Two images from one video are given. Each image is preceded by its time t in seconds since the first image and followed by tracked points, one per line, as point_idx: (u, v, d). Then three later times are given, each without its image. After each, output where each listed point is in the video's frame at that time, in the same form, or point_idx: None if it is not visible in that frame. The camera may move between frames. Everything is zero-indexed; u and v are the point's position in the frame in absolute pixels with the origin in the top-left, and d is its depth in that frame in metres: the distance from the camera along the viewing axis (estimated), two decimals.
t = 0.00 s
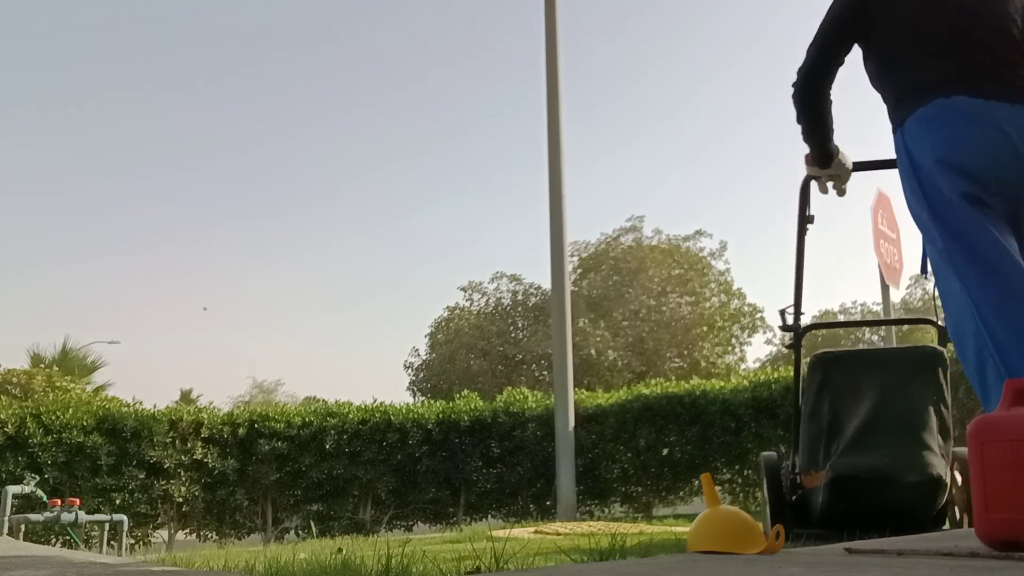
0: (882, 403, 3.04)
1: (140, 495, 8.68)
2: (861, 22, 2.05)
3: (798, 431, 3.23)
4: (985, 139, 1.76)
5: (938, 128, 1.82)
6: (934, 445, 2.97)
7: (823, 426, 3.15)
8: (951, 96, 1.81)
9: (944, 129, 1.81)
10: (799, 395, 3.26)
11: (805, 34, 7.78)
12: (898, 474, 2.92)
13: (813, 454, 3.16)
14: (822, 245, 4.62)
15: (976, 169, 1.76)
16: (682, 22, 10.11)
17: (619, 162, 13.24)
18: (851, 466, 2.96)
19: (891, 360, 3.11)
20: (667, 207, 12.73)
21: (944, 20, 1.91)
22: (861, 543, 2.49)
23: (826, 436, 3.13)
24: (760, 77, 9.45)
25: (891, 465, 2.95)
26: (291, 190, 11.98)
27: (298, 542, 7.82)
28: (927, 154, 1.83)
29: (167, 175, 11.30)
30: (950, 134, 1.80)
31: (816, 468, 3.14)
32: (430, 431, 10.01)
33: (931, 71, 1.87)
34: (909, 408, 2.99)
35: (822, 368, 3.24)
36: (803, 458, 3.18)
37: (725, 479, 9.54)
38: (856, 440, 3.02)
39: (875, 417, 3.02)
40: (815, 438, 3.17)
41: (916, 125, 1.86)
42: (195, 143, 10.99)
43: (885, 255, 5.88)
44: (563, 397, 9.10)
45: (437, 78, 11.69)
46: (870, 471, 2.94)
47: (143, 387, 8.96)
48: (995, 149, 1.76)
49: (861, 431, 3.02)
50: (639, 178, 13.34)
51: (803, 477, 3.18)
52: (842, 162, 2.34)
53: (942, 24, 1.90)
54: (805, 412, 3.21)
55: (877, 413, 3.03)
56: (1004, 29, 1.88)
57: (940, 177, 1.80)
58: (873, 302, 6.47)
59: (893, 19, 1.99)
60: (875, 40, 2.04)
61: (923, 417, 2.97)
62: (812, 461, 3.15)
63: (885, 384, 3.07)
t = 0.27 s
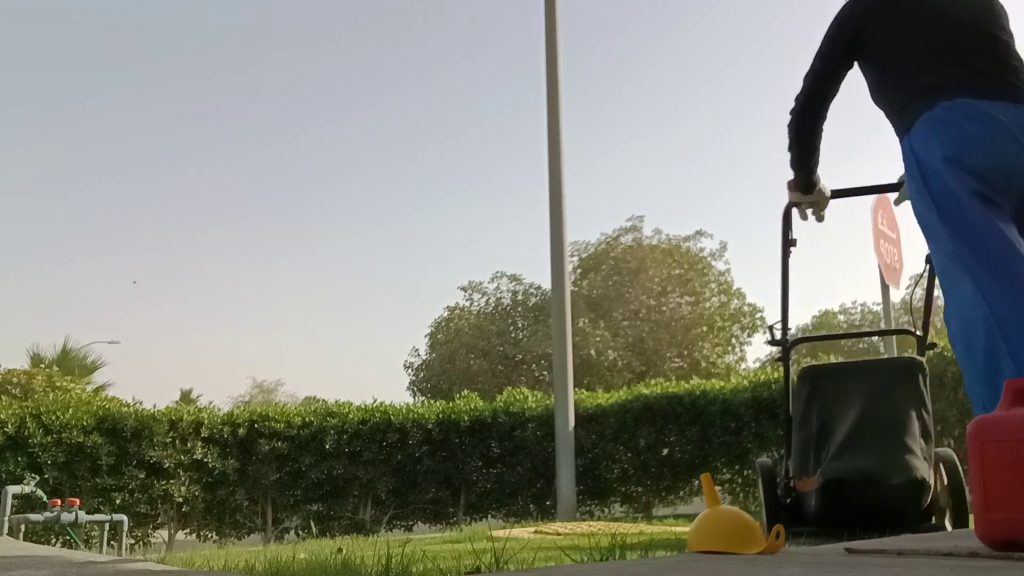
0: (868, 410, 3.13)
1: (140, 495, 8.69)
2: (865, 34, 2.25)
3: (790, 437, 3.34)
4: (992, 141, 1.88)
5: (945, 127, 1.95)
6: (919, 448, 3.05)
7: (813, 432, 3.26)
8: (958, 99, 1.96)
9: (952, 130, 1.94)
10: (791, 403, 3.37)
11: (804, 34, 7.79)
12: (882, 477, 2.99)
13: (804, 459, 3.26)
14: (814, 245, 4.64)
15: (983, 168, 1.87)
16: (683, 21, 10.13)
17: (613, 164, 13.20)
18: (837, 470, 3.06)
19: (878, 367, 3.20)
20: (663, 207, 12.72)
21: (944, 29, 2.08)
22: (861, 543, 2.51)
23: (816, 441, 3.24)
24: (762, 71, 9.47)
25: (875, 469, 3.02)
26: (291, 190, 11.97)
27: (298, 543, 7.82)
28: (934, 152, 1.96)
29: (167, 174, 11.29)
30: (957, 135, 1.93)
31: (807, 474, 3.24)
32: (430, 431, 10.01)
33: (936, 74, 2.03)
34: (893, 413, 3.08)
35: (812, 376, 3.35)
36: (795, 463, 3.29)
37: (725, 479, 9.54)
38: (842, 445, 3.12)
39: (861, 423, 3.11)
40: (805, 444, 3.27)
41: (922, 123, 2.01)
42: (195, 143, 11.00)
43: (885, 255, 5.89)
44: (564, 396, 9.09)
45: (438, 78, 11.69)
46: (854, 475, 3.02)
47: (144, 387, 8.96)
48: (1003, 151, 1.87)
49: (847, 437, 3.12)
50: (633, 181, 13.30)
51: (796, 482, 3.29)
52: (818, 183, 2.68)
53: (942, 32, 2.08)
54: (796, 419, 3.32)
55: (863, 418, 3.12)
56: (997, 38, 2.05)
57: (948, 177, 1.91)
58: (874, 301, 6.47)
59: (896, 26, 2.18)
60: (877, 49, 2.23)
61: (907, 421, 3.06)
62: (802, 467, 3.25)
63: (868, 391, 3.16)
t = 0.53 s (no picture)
0: (856, 422, 3.53)
1: (140, 495, 8.69)
2: (857, 70, 2.38)
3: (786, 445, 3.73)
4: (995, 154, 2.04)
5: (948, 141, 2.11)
6: (903, 456, 3.45)
7: (806, 441, 3.65)
8: (958, 112, 2.12)
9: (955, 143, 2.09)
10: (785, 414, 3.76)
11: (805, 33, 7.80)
12: (872, 483, 3.37)
13: (798, 465, 3.65)
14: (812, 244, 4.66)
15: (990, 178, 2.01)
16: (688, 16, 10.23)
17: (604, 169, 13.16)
18: (829, 476, 3.44)
19: (863, 384, 3.62)
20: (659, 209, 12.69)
21: (936, 58, 2.24)
22: (861, 544, 2.53)
23: (809, 449, 3.63)
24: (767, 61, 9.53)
25: (864, 475, 3.40)
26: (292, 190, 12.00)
27: (298, 542, 7.82)
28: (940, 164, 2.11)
29: (167, 174, 11.30)
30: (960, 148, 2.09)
31: (801, 478, 3.62)
32: (430, 431, 10.00)
33: (930, 97, 2.20)
34: (879, 426, 3.48)
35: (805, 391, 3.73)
36: (790, 468, 3.67)
37: (726, 479, 9.53)
38: (834, 453, 3.52)
39: (850, 434, 3.51)
40: (800, 452, 3.66)
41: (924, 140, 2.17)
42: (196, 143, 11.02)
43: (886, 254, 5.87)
44: (564, 396, 9.07)
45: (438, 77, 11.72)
46: (847, 480, 3.40)
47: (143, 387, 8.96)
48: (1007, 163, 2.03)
49: (838, 446, 3.52)
50: (618, 189, 13.22)
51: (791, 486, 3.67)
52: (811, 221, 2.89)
53: (933, 63, 2.24)
54: (791, 429, 3.71)
55: (852, 430, 3.52)
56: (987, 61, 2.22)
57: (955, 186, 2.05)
58: (874, 301, 6.48)
59: (887, 61, 2.32)
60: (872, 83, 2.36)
61: (892, 433, 3.46)
62: (797, 473, 3.64)
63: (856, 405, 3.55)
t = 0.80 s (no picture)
0: (851, 427, 3.62)
1: (140, 495, 8.70)
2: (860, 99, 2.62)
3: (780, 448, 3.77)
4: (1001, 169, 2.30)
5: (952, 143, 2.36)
6: (890, 460, 3.62)
7: (801, 445, 3.71)
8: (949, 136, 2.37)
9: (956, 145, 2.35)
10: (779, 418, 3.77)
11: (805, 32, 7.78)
12: (866, 486, 3.53)
13: (793, 468, 3.70)
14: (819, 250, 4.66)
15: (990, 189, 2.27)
16: (690, 15, 10.25)
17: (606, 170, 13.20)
18: (827, 480, 3.55)
19: (855, 391, 3.70)
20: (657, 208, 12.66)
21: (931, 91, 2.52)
22: (861, 544, 2.54)
23: (804, 454, 3.69)
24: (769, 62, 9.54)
25: (859, 479, 3.54)
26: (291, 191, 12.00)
27: (298, 543, 7.82)
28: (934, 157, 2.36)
29: (167, 174, 11.30)
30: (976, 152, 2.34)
31: (796, 480, 3.68)
32: (430, 431, 10.00)
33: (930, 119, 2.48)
34: (870, 431, 3.61)
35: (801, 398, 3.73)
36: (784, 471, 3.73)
37: (725, 479, 9.54)
38: (830, 459, 3.61)
39: (844, 440, 3.62)
40: (795, 455, 3.71)
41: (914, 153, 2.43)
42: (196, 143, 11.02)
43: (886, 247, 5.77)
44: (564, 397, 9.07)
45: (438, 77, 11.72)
46: (843, 485, 3.53)
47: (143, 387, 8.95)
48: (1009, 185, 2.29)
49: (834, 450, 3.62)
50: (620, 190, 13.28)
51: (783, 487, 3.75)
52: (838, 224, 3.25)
53: (934, 96, 2.49)
54: (785, 434, 3.74)
55: (845, 436, 3.61)
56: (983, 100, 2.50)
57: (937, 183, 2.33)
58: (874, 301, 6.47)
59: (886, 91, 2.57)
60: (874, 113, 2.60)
61: (882, 438, 3.61)
62: (793, 474, 3.69)
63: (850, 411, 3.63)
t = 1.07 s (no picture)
0: (836, 432, 3.73)
1: (140, 495, 8.70)
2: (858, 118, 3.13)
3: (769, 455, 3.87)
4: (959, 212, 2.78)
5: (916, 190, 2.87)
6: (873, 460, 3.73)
7: (790, 451, 3.83)
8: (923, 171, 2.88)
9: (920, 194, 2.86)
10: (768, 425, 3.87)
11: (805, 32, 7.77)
12: (852, 488, 3.64)
13: (783, 472, 3.81)
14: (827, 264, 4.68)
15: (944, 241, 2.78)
16: (690, 15, 10.25)
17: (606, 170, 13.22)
18: (814, 484, 3.67)
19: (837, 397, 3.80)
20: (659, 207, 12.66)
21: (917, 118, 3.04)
22: (861, 543, 2.55)
23: (793, 459, 3.80)
24: (772, 62, 9.61)
25: (845, 481, 3.65)
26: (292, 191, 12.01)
27: (298, 543, 7.82)
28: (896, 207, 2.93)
29: (168, 175, 11.31)
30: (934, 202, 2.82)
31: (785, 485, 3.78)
32: (430, 431, 9.99)
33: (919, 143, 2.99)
34: (855, 434, 3.71)
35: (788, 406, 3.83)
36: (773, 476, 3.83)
37: (725, 479, 9.53)
38: (818, 462, 3.73)
39: (831, 445, 3.73)
40: (784, 461, 3.82)
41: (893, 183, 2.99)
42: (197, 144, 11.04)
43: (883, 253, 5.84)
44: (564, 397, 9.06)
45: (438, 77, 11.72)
46: (831, 488, 3.64)
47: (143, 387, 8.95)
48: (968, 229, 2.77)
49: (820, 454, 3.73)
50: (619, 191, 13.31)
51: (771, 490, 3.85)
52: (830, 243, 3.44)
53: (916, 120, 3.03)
54: (774, 440, 3.85)
55: (831, 440, 3.73)
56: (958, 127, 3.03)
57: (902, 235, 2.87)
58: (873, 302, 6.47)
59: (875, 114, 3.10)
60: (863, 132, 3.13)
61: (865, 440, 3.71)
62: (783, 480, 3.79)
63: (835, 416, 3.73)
